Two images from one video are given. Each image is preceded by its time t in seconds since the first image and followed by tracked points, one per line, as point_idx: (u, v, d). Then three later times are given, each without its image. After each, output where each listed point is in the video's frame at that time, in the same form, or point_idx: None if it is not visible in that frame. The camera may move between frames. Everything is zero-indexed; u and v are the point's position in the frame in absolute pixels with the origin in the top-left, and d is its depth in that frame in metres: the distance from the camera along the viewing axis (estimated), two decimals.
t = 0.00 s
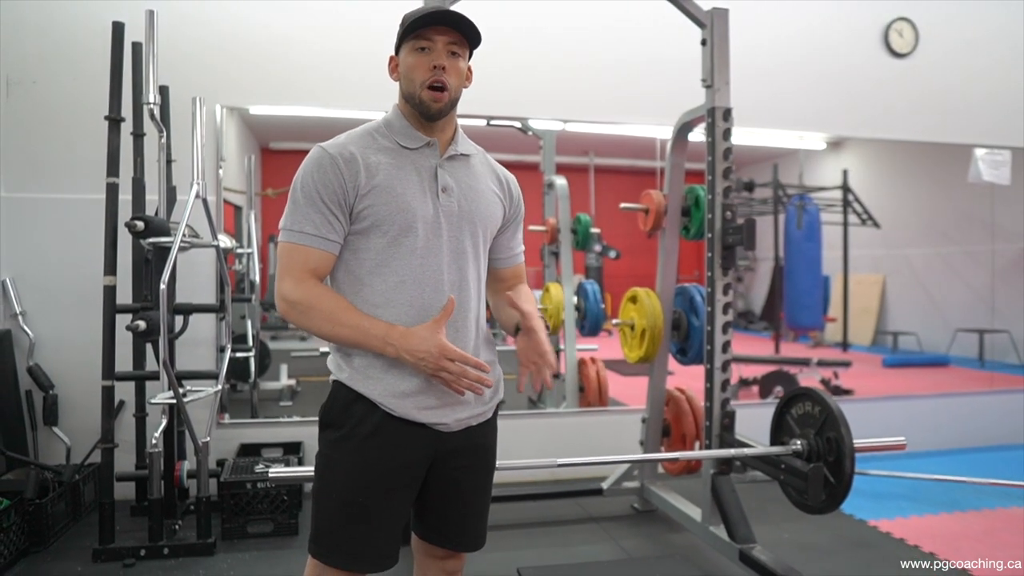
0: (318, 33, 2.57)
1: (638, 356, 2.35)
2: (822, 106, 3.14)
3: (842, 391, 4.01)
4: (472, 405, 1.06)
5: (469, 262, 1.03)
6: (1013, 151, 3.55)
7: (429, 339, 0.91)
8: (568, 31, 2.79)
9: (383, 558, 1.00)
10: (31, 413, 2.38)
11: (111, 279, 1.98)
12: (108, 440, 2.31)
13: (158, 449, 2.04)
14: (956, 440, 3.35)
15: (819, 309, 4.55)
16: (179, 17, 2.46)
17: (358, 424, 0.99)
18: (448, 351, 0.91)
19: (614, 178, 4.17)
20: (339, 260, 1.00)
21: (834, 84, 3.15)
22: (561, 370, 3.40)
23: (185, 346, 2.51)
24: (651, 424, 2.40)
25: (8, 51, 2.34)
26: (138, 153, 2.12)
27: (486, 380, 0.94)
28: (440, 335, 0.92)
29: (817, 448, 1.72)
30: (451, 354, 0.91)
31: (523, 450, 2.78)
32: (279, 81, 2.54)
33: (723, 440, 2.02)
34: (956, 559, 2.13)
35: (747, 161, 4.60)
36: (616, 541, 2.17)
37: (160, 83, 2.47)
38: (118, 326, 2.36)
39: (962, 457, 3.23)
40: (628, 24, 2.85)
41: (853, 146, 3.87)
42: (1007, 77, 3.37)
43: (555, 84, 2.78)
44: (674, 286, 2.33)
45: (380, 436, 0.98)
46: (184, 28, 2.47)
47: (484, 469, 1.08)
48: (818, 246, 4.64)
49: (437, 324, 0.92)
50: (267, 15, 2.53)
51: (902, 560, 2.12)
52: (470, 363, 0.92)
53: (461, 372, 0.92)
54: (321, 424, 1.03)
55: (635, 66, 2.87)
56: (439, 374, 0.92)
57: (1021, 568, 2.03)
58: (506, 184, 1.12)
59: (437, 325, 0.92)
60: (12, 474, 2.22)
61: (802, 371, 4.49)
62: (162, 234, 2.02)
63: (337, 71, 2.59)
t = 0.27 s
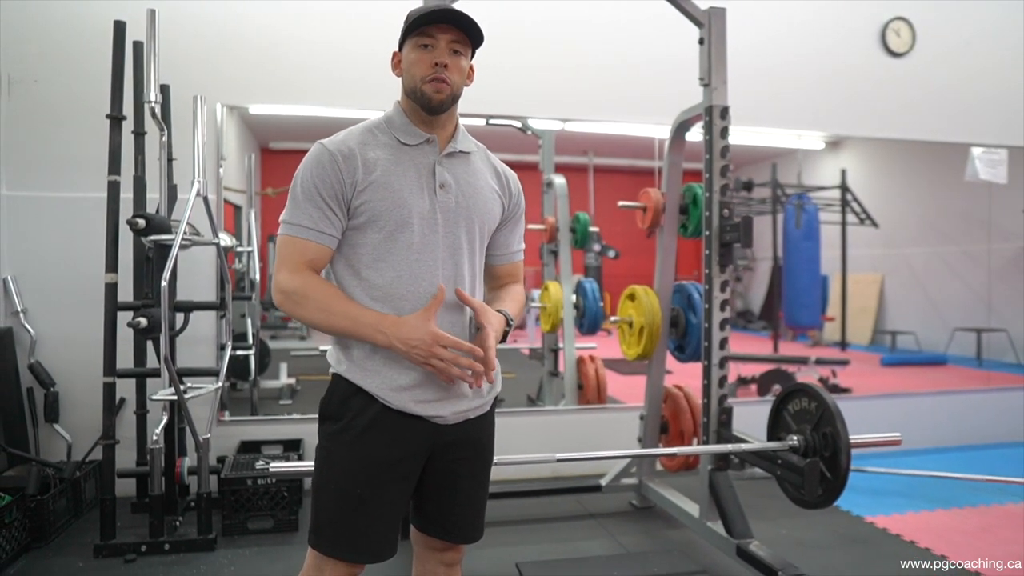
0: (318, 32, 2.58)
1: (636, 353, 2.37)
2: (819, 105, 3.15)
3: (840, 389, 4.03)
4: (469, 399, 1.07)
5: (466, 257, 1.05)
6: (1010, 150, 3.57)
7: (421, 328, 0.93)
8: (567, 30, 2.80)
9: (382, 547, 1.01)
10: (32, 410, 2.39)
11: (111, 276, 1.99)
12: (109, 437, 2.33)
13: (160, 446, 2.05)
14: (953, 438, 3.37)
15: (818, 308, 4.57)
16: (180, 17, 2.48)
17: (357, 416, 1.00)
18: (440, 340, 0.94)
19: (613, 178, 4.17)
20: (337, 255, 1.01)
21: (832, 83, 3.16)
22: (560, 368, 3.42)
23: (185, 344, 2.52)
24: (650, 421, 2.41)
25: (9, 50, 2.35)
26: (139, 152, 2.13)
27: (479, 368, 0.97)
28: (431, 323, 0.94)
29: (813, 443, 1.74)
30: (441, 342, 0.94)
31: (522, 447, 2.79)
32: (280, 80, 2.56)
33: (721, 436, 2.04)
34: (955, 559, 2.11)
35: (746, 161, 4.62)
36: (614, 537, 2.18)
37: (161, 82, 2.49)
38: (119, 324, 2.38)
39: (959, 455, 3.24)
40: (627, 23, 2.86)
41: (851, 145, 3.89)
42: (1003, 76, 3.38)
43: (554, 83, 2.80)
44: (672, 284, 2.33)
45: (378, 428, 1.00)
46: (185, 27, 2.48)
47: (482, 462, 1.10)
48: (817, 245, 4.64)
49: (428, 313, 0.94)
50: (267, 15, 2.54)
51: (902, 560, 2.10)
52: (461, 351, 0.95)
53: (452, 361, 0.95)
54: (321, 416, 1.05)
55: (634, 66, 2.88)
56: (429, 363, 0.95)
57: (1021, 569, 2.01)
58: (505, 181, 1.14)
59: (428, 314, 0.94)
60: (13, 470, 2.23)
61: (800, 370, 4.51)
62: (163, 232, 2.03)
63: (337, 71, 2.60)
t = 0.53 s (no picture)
0: (317, 31, 2.59)
1: (634, 351, 2.37)
2: (817, 104, 3.16)
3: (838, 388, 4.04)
4: (467, 393, 1.07)
5: (463, 250, 1.05)
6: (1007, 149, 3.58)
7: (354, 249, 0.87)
8: (566, 29, 2.81)
9: (381, 540, 1.02)
10: (32, 408, 2.40)
11: (112, 273, 2.00)
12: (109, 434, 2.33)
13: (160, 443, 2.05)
14: (951, 436, 3.38)
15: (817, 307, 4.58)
16: (179, 16, 2.49)
17: (356, 409, 1.01)
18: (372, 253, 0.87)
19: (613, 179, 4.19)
20: (333, 245, 1.03)
21: (830, 82, 3.17)
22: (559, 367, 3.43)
23: (185, 342, 2.53)
24: (648, 418, 2.43)
25: (10, 50, 2.36)
26: (139, 150, 2.14)
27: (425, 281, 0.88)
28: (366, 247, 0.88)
29: (810, 439, 1.75)
30: (382, 265, 0.86)
31: (520, 445, 2.80)
32: (279, 80, 2.57)
33: (718, 433, 2.05)
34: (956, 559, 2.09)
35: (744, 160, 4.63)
36: (612, 533, 2.19)
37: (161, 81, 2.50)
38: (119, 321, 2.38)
39: (957, 452, 3.25)
40: (625, 22, 2.87)
41: (850, 144, 3.90)
42: (1000, 75, 3.39)
43: (552, 82, 2.81)
44: (670, 282, 2.34)
45: (377, 421, 1.01)
46: (185, 27, 2.49)
47: (480, 455, 1.11)
48: (816, 245, 4.64)
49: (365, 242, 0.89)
50: (266, 14, 2.55)
51: (902, 560, 2.09)
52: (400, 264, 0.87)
53: (391, 274, 0.87)
54: (320, 410, 1.05)
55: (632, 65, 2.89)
56: (375, 291, 0.87)
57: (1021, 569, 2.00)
58: (506, 175, 1.14)
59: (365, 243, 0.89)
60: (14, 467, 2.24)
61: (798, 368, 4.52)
62: (164, 230, 2.04)
63: (336, 69, 2.61)
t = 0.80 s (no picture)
0: (317, 30, 2.59)
1: (632, 349, 2.39)
2: (814, 104, 3.17)
3: (836, 387, 4.05)
4: (465, 389, 1.08)
5: (461, 248, 1.06)
6: (1005, 149, 3.60)
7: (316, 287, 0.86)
8: (564, 28, 2.82)
9: (377, 535, 1.03)
10: (32, 405, 2.41)
11: (111, 271, 2.01)
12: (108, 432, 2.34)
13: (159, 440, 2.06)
14: (948, 435, 3.38)
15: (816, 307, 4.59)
16: (179, 15, 2.49)
17: (353, 404, 1.02)
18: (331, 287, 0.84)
19: (612, 177, 4.17)
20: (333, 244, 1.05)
21: (828, 82, 3.18)
22: (557, 366, 3.44)
23: (184, 340, 2.53)
24: (646, 416, 2.44)
25: (10, 47, 2.37)
26: (139, 148, 2.14)
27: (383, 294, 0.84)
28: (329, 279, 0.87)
29: (807, 437, 1.75)
30: (341, 295, 0.84)
31: (519, 443, 2.81)
32: (279, 78, 2.57)
33: (715, 431, 2.06)
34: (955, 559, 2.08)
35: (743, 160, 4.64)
36: (609, 531, 2.20)
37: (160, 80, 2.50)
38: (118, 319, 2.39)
39: (954, 452, 3.26)
40: (624, 22, 2.88)
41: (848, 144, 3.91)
42: (998, 75, 3.40)
43: (551, 81, 2.82)
44: (668, 281, 2.36)
45: (374, 416, 1.01)
46: (184, 25, 2.50)
47: (476, 452, 1.11)
48: (815, 245, 4.65)
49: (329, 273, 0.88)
50: (266, 13, 2.55)
51: (902, 560, 2.08)
52: (356, 288, 0.84)
53: (354, 302, 0.84)
54: (317, 405, 1.06)
55: (631, 64, 2.90)
56: (348, 318, 0.85)
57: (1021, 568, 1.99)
58: (503, 174, 1.15)
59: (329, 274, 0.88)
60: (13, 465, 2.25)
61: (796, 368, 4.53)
62: (163, 228, 2.05)
63: (335, 68, 2.62)
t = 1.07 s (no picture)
0: (316, 29, 2.60)
1: (631, 346, 2.39)
2: (813, 102, 3.17)
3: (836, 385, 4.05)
4: (464, 383, 1.08)
5: (460, 243, 1.06)
6: (1003, 147, 3.59)
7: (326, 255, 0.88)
8: (563, 27, 2.82)
9: (377, 529, 1.03)
10: (32, 404, 2.41)
11: (111, 269, 2.01)
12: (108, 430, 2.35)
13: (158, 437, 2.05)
14: (946, 433, 3.39)
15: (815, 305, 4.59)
16: (178, 13, 2.49)
17: (352, 398, 1.02)
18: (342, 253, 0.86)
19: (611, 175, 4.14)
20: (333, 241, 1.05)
21: (826, 79, 3.18)
22: (557, 364, 3.44)
23: (184, 338, 2.54)
24: (644, 413, 2.43)
25: (9, 46, 2.37)
26: (138, 147, 2.14)
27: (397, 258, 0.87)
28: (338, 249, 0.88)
29: (805, 432, 1.76)
30: (354, 262, 0.86)
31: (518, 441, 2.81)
32: (278, 77, 2.58)
33: (714, 427, 2.06)
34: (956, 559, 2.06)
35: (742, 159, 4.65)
36: (609, 528, 2.20)
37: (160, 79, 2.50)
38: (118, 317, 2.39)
39: (953, 449, 3.26)
40: (622, 21, 2.88)
41: (847, 143, 3.91)
42: (995, 72, 3.40)
43: (550, 79, 2.82)
44: (666, 278, 2.36)
45: (372, 410, 1.01)
46: (184, 24, 2.50)
47: (475, 446, 1.11)
48: (814, 243, 4.65)
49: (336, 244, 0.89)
50: (266, 11, 2.56)
51: (902, 560, 2.06)
52: (368, 253, 0.86)
53: (365, 268, 0.86)
54: (316, 399, 1.06)
55: (630, 63, 2.90)
56: (361, 286, 0.87)
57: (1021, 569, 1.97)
58: (500, 168, 1.15)
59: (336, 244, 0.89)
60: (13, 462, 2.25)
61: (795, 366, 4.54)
62: (162, 225, 2.05)
63: (335, 67, 2.62)
